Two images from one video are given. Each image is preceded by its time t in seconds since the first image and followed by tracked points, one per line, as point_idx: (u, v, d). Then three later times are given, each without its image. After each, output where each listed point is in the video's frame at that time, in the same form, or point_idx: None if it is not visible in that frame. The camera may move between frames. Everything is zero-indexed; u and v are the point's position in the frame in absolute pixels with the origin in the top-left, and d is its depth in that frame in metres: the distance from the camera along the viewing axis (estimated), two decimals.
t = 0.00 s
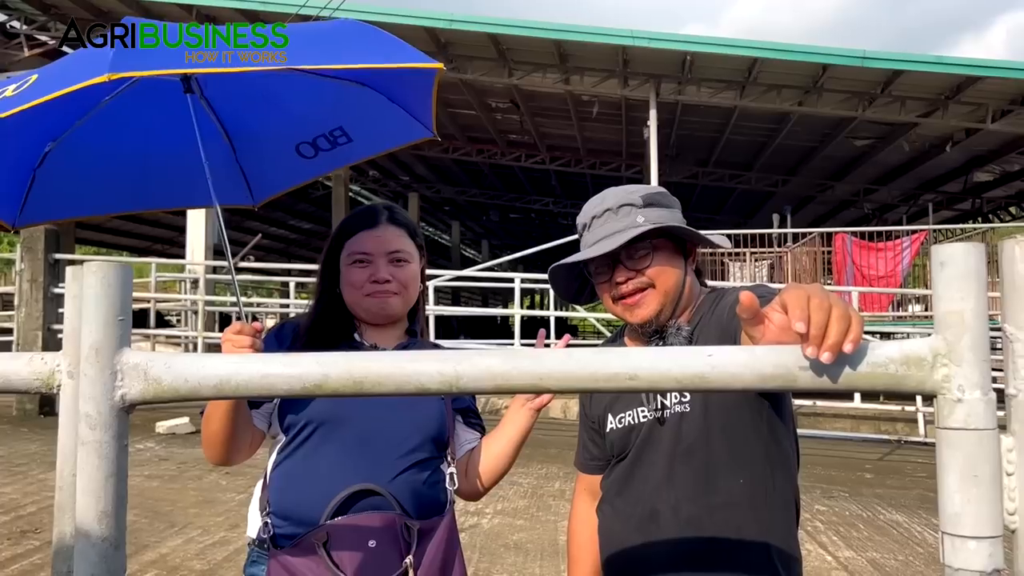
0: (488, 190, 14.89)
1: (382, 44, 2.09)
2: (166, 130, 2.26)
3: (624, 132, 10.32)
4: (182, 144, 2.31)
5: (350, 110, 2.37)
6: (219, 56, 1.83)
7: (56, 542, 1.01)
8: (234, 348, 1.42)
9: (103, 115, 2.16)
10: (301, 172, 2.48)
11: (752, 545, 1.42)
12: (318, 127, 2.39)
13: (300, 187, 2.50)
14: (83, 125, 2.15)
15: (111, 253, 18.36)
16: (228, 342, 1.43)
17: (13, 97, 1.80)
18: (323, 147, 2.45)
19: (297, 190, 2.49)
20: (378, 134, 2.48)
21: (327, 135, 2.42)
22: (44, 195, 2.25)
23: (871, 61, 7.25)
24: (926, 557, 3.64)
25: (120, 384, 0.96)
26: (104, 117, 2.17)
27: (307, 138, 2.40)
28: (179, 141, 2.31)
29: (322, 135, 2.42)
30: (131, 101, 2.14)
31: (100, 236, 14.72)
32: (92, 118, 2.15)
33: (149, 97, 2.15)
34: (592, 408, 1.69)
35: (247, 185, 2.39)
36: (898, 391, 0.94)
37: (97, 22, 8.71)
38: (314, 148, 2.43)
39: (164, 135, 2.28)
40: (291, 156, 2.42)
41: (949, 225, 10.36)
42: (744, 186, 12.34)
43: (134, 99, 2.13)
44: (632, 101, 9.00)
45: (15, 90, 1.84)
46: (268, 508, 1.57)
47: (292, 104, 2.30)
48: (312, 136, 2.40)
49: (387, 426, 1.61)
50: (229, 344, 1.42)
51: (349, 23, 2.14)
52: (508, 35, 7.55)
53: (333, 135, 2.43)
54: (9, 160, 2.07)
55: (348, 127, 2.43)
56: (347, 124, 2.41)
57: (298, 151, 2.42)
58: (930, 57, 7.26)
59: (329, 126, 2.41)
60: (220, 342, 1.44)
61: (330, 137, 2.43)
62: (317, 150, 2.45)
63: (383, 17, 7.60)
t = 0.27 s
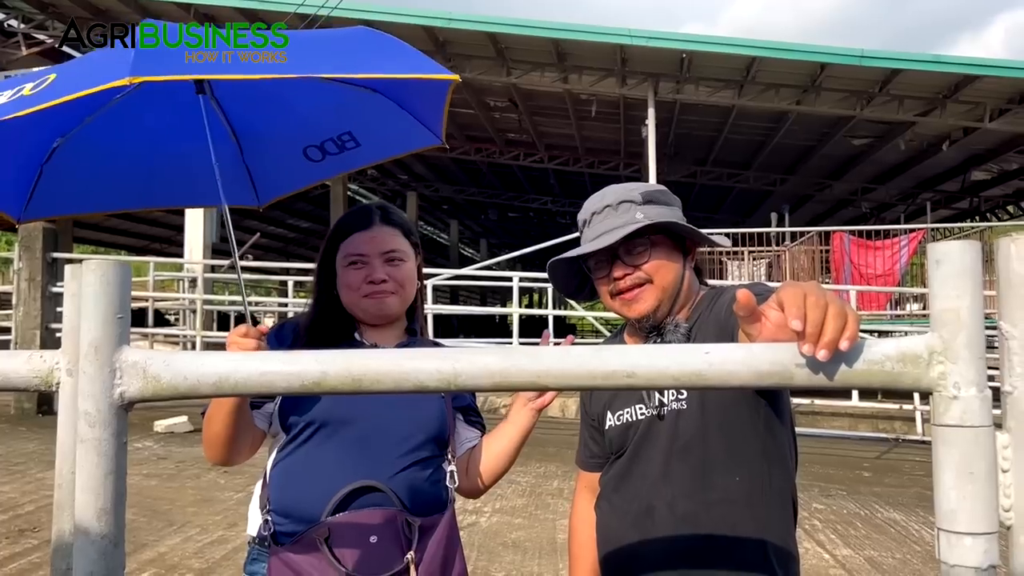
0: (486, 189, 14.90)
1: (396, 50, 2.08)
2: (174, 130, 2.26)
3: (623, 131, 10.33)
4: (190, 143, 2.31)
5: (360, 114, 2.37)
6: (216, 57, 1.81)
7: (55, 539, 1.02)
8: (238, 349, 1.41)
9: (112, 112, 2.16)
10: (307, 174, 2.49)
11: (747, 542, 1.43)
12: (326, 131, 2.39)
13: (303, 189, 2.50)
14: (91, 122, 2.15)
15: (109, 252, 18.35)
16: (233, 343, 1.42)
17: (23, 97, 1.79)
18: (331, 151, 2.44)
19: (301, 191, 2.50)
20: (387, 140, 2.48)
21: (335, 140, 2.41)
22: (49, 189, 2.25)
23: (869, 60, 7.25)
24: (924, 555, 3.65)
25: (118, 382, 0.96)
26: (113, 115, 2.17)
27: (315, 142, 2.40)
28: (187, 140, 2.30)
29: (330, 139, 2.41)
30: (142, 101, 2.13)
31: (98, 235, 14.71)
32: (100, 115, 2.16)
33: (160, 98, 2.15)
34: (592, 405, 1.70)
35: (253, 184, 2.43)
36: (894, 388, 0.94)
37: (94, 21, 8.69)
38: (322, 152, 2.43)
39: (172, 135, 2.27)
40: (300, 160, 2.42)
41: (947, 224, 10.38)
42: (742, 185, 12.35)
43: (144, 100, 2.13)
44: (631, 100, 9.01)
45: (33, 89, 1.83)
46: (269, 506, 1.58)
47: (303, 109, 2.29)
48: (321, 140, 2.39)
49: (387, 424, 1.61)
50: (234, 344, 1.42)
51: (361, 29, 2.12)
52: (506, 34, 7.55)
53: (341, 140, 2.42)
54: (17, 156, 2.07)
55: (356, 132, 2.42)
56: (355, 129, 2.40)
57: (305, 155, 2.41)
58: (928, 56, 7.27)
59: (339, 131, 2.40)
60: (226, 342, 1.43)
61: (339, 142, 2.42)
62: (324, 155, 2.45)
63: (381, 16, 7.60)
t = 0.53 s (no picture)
0: (484, 188, 14.90)
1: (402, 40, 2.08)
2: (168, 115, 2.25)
3: (621, 130, 10.33)
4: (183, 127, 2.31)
5: (357, 98, 2.37)
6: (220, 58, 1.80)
7: (51, 537, 1.02)
8: (244, 341, 1.41)
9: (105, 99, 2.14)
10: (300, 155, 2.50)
11: (740, 540, 1.43)
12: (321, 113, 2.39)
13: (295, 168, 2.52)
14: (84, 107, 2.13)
15: (107, 250, 18.34)
16: (240, 333, 1.42)
17: (25, 93, 1.79)
18: (325, 132, 2.45)
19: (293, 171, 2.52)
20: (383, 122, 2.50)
21: (331, 120, 2.42)
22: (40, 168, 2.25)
23: (868, 58, 7.26)
24: (921, 553, 3.66)
25: (114, 380, 0.96)
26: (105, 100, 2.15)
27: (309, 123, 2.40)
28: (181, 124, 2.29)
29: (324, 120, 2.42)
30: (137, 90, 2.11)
31: (95, 234, 14.68)
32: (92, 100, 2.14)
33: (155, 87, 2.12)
34: (591, 401, 1.71)
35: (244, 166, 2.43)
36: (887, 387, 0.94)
37: (92, 19, 8.68)
38: (315, 132, 2.43)
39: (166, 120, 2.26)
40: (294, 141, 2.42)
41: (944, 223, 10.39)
42: (740, 184, 12.35)
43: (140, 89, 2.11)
44: (629, 99, 9.01)
45: (44, 85, 1.79)
46: (264, 502, 1.58)
47: (302, 95, 2.29)
48: (315, 120, 2.39)
49: (384, 421, 1.61)
50: (241, 335, 1.41)
51: (368, 18, 2.12)
52: (504, 33, 7.55)
53: (336, 121, 2.43)
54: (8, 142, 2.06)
55: (351, 113, 2.43)
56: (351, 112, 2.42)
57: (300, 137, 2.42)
58: (926, 55, 7.27)
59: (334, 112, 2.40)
60: (232, 332, 1.43)
61: (333, 123, 2.43)
62: (317, 135, 2.46)
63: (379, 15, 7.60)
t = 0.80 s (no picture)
0: (483, 187, 14.90)
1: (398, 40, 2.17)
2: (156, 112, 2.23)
3: (619, 128, 10.33)
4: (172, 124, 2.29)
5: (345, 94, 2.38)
6: (220, 55, 1.89)
7: (47, 535, 1.02)
8: (242, 337, 1.40)
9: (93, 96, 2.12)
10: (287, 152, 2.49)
11: (731, 540, 1.44)
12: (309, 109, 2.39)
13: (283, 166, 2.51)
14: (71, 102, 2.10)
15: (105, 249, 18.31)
16: (239, 328, 1.41)
17: (30, 79, 1.77)
18: (312, 129, 2.43)
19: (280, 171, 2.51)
20: (370, 121, 2.55)
21: (317, 118, 2.41)
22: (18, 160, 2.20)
23: (865, 57, 7.27)
24: (918, 551, 3.67)
25: (110, 378, 0.96)
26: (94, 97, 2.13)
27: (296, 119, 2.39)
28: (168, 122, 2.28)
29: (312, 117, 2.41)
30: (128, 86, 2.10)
31: (93, 232, 14.67)
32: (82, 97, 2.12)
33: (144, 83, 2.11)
34: (592, 397, 1.72)
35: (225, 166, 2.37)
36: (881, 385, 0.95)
37: (89, 18, 8.67)
38: (301, 129, 2.41)
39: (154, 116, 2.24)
40: (279, 139, 2.40)
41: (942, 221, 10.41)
42: (738, 183, 12.36)
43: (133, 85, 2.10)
44: (627, 97, 9.01)
45: (52, 69, 1.79)
46: (262, 501, 1.58)
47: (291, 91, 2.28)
48: (302, 117, 2.38)
49: (383, 419, 1.61)
50: (240, 329, 1.41)
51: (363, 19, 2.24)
52: (502, 31, 7.55)
53: (324, 119, 2.43)
54: None
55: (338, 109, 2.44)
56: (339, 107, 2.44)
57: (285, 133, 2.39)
58: (923, 53, 7.28)
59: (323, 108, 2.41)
60: (230, 327, 1.43)
61: (321, 120, 2.43)
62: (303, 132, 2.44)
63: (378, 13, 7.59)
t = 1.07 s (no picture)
0: (481, 186, 14.90)
1: (399, 50, 2.20)
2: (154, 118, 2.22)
3: (617, 127, 10.32)
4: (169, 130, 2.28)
5: (339, 108, 2.42)
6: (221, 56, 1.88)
7: (47, 535, 1.02)
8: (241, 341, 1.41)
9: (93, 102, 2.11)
10: (279, 163, 2.49)
11: (727, 541, 1.44)
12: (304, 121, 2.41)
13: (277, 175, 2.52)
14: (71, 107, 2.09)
15: (103, 248, 18.28)
16: (236, 334, 1.42)
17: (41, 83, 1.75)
18: (304, 142, 2.46)
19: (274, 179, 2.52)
20: (365, 133, 2.57)
21: (310, 130, 2.44)
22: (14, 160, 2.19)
23: (863, 56, 7.28)
24: (916, 550, 3.68)
25: (110, 378, 0.96)
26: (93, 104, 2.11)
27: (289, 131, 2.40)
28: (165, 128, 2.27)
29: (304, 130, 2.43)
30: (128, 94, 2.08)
31: (91, 231, 14.65)
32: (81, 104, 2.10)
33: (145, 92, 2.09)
34: (595, 395, 1.72)
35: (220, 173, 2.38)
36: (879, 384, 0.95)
37: (87, 16, 8.66)
38: (294, 142, 2.43)
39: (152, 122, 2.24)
40: (273, 151, 2.41)
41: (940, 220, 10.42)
42: (736, 182, 12.37)
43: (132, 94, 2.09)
44: (625, 96, 9.01)
45: (64, 74, 1.78)
46: (263, 501, 1.58)
47: (285, 104, 2.29)
48: (295, 129, 2.39)
49: (383, 419, 1.61)
50: (237, 336, 1.41)
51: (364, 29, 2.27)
52: (500, 30, 7.54)
53: (316, 131, 2.47)
54: None
55: (331, 122, 2.48)
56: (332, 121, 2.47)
57: (277, 145, 2.40)
58: (921, 53, 7.28)
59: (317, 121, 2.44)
60: (228, 334, 1.43)
61: (313, 132, 2.46)
62: (296, 144, 2.46)
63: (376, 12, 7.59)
